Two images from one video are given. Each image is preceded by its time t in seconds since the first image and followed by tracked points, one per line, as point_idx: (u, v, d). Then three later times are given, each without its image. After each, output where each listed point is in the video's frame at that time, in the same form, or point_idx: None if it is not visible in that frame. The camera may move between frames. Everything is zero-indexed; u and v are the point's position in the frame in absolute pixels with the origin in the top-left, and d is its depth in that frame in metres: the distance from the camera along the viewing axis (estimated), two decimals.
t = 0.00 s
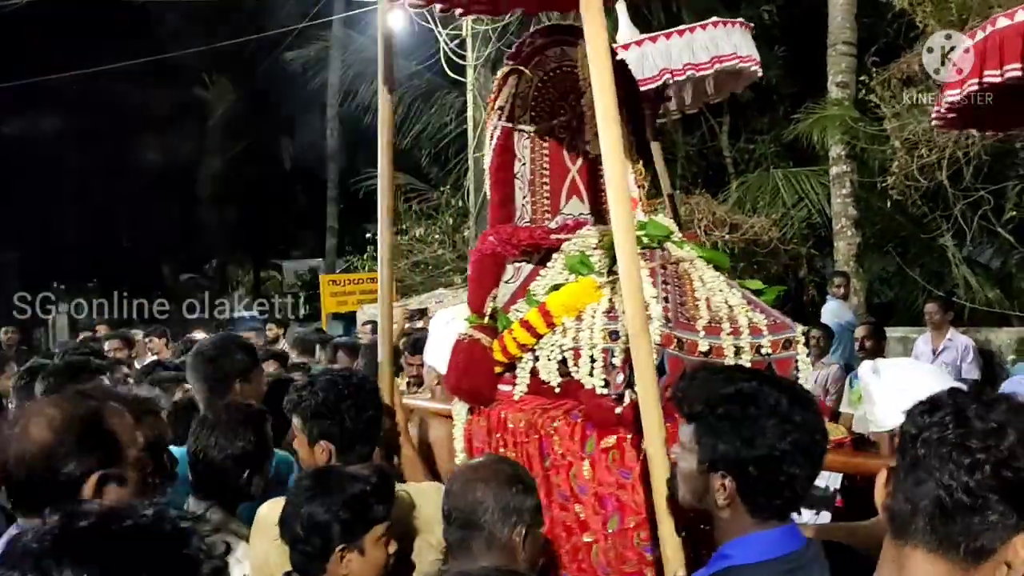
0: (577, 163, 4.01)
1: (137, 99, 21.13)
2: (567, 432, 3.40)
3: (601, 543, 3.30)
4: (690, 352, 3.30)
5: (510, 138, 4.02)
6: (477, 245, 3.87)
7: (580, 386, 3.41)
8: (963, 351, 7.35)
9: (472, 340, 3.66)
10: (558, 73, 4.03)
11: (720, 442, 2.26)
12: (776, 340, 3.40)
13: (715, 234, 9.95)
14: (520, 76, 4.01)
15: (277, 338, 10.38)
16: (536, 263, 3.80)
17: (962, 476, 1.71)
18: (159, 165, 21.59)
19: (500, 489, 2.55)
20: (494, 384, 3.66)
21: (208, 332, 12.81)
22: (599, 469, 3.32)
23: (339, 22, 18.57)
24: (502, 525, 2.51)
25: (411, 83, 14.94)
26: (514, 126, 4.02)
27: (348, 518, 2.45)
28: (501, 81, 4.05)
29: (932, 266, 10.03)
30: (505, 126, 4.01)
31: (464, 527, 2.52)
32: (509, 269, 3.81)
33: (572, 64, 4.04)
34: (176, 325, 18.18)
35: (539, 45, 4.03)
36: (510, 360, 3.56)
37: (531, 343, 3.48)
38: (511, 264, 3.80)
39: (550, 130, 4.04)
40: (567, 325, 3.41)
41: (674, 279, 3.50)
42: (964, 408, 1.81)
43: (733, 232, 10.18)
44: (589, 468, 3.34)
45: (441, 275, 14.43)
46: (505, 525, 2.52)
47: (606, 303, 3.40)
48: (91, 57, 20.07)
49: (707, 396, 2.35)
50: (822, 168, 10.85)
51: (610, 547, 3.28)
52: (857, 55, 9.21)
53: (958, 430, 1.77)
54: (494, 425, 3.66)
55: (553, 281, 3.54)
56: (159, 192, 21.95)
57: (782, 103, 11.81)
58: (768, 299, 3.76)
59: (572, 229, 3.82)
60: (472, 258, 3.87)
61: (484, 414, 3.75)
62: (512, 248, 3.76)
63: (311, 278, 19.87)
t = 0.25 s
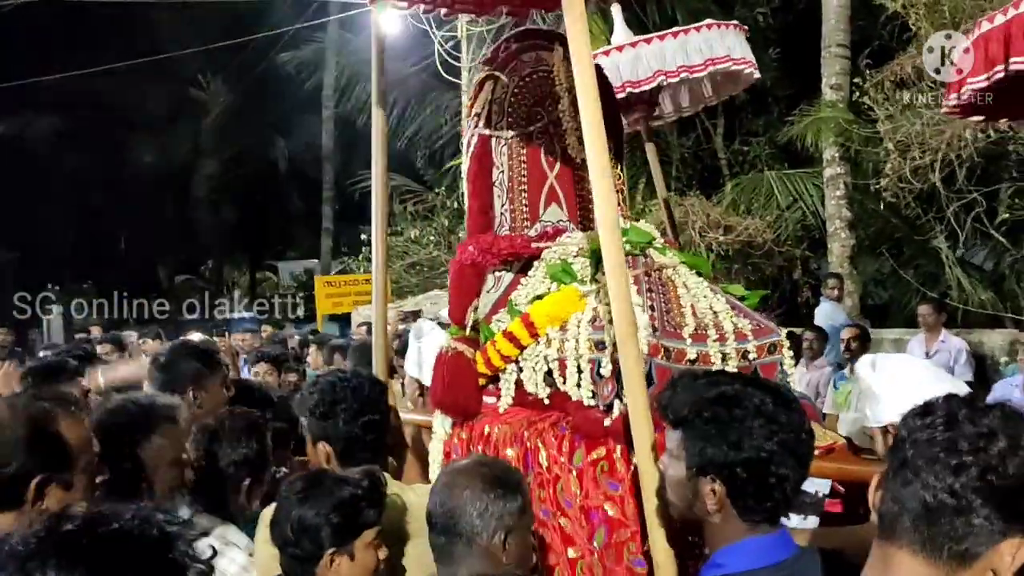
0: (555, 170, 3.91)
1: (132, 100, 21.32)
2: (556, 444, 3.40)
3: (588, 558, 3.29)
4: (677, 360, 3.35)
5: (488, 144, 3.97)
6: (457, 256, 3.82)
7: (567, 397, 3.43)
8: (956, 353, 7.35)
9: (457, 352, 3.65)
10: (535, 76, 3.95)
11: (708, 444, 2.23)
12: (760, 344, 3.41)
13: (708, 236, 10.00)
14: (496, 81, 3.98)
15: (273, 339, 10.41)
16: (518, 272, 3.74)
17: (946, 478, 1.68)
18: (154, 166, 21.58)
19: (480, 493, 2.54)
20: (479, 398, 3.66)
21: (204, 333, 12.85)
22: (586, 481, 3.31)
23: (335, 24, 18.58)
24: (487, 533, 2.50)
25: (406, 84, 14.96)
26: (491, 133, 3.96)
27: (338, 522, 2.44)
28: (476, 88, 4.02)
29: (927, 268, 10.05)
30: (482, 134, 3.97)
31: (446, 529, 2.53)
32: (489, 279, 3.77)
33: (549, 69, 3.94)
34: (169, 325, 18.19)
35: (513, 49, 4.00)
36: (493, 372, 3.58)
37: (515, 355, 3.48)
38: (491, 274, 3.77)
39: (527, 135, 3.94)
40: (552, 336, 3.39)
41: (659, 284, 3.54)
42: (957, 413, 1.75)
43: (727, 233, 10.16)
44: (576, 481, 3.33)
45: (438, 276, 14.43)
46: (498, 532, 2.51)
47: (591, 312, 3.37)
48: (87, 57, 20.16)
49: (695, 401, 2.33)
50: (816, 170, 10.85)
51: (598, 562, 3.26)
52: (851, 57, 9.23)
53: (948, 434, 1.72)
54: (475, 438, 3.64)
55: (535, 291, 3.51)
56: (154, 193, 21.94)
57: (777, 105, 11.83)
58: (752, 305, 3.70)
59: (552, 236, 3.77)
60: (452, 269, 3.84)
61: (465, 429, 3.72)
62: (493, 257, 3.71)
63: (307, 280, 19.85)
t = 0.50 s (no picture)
0: (541, 159, 3.96)
1: (128, 99, 21.45)
2: (539, 449, 3.33)
3: (575, 564, 3.23)
4: (660, 362, 3.30)
5: (469, 142, 3.89)
6: (443, 256, 3.83)
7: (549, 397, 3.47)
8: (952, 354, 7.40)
9: (441, 354, 3.67)
10: (517, 66, 3.99)
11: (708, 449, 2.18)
12: (749, 338, 3.42)
13: (704, 237, 10.07)
14: (475, 75, 3.92)
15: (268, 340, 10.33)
16: (504, 269, 3.76)
17: (937, 481, 1.66)
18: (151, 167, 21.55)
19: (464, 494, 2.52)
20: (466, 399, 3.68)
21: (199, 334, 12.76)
22: (570, 487, 3.24)
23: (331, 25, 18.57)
24: (464, 530, 2.47)
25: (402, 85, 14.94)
26: (471, 130, 3.89)
27: (339, 529, 2.43)
28: (456, 82, 3.95)
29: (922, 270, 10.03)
30: (462, 129, 3.89)
31: (427, 531, 2.47)
32: (476, 278, 3.78)
33: (529, 58, 4.00)
34: (164, 326, 18.16)
35: (492, 40, 3.98)
36: (479, 373, 3.61)
37: (500, 356, 3.49)
38: (478, 273, 3.77)
39: (512, 130, 3.95)
40: (536, 336, 3.38)
41: (645, 281, 3.53)
42: (947, 416, 1.75)
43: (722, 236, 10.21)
44: (561, 486, 3.27)
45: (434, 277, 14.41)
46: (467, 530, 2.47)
47: (574, 313, 3.35)
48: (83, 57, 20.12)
49: (690, 403, 2.29)
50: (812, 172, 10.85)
51: (583, 565, 3.22)
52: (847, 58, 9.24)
53: (939, 439, 1.71)
54: (464, 440, 3.65)
55: (523, 291, 3.56)
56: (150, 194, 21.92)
57: (774, 106, 11.81)
58: (740, 294, 3.72)
59: (539, 230, 3.80)
60: (438, 269, 3.85)
61: (456, 427, 3.74)
62: (478, 256, 3.72)
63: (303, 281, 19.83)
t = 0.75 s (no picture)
0: (539, 168, 3.93)
1: (126, 99, 21.46)
2: (516, 449, 3.33)
3: (545, 564, 3.26)
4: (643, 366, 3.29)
5: (467, 143, 3.93)
6: (433, 256, 3.81)
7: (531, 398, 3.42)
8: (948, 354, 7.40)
9: (426, 352, 3.63)
10: (518, 71, 3.97)
11: (730, 451, 2.22)
12: (736, 351, 3.45)
13: (700, 238, 10.15)
14: (476, 79, 3.92)
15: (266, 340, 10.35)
16: (495, 271, 3.76)
17: (939, 481, 1.67)
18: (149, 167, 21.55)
19: (438, 493, 2.57)
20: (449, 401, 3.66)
21: (197, 335, 12.77)
22: (543, 489, 3.24)
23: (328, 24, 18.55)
24: (435, 530, 2.51)
25: (397, 85, 14.94)
26: (470, 131, 3.93)
27: (344, 541, 2.42)
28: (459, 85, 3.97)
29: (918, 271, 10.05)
30: (462, 130, 3.92)
31: (396, 530, 2.49)
32: (466, 279, 3.77)
33: (532, 68, 3.96)
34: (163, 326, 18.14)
35: (497, 46, 3.98)
36: (464, 372, 3.60)
37: (485, 355, 3.50)
38: (468, 274, 3.76)
39: (509, 133, 3.94)
40: (519, 337, 3.42)
41: (635, 288, 3.53)
42: (950, 417, 1.74)
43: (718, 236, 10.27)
44: (535, 488, 3.27)
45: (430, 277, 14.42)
46: (435, 530, 2.51)
47: (559, 314, 3.38)
48: (80, 57, 20.07)
49: (707, 404, 2.32)
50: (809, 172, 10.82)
51: (553, 567, 3.24)
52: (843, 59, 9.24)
53: (942, 438, 1.71)
54: (447, 439, 3.68)
55: (510, 291, 3.57)
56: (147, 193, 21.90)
57: (769, 106, 11.79)
58: (732, 310, 3.81)
59: (534, 236, 3.82)
60: (429, 270, 3.83)
61: (439, 427, 3.76)
62: (469, 256, 3.69)
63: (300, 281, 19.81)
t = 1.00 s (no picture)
0: (532, 168, 3.93)
1: (120, 99, 20.87)
2: (503, 455, 3.31)
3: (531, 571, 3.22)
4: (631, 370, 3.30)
5: (457, 146, 3.92)
6: (425, 259, 3.81)
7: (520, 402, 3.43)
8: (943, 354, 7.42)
9: (418, 357, 3.70)
10: (509, 72, 3.96)
11: (760, 436, 2.20)
12: (728, 352, 3.49)
13: (695, 238, 10.19)
14: (465, 81, 3.96)
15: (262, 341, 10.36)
16: (487, 274, 3.75)
17: (927, 484, 1.60)
18: (146, 168, 21.51)
19: (419, 500, 2.49)
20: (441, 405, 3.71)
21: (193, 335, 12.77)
22: (529, 497, 3.22)
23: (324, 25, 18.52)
24: (417, 537, 2.43)
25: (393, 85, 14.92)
26: (459, 133, 3.91)
27: (340, 555, 2.43)
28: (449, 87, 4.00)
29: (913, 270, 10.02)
30: (451, 133, 3.92)
31: (377, 537, 2.39)
32: (457, 283, 3.76)
33: (523, 65, 3.96)
34: (159, 327, 18.15)
35: (487, 47, 3.99)
36: (455, 376, 3.66)
37: (476, 360, 3.54)
38: (460, 278, 3.76)
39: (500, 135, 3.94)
40: (508, 341, 3.45)
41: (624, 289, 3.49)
42: (939, 420, 1.67)
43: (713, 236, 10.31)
44: (521, 494, 3.24)
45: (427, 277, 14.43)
46: (417, 535, 2.44)
47: (547, 318, 3.41)
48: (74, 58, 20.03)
49: (739, 394, 2.34)
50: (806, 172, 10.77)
51: None
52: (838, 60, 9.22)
53: (930, 440, 1.64)
54: (438, 444, 3.70)
55: (500, 295, 3.60)
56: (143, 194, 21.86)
57: (765, 106, 11.79)
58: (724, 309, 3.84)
59: (526, 238, 3.81)
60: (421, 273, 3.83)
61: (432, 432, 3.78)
62: (459, 260, 3.70)
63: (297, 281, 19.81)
